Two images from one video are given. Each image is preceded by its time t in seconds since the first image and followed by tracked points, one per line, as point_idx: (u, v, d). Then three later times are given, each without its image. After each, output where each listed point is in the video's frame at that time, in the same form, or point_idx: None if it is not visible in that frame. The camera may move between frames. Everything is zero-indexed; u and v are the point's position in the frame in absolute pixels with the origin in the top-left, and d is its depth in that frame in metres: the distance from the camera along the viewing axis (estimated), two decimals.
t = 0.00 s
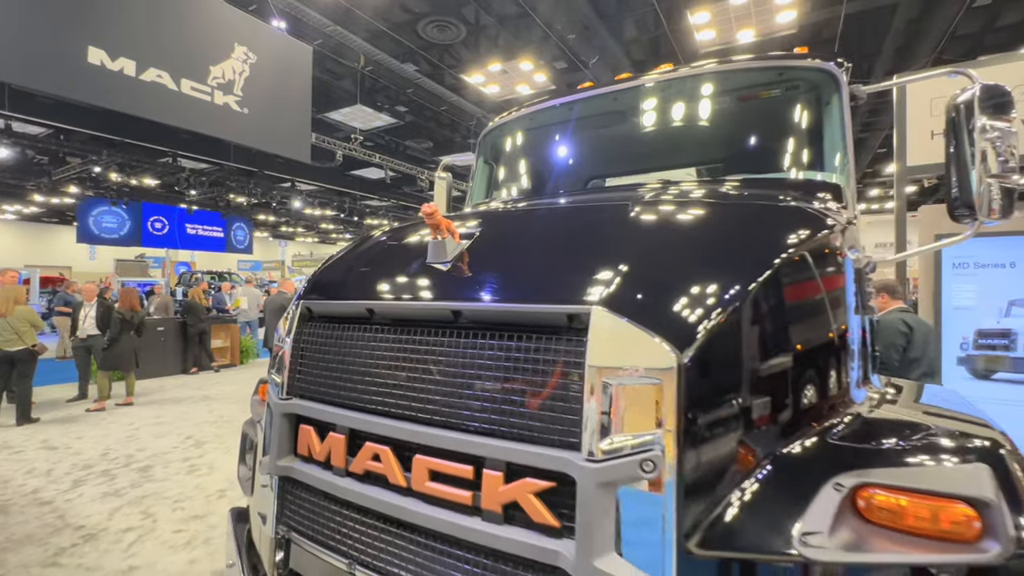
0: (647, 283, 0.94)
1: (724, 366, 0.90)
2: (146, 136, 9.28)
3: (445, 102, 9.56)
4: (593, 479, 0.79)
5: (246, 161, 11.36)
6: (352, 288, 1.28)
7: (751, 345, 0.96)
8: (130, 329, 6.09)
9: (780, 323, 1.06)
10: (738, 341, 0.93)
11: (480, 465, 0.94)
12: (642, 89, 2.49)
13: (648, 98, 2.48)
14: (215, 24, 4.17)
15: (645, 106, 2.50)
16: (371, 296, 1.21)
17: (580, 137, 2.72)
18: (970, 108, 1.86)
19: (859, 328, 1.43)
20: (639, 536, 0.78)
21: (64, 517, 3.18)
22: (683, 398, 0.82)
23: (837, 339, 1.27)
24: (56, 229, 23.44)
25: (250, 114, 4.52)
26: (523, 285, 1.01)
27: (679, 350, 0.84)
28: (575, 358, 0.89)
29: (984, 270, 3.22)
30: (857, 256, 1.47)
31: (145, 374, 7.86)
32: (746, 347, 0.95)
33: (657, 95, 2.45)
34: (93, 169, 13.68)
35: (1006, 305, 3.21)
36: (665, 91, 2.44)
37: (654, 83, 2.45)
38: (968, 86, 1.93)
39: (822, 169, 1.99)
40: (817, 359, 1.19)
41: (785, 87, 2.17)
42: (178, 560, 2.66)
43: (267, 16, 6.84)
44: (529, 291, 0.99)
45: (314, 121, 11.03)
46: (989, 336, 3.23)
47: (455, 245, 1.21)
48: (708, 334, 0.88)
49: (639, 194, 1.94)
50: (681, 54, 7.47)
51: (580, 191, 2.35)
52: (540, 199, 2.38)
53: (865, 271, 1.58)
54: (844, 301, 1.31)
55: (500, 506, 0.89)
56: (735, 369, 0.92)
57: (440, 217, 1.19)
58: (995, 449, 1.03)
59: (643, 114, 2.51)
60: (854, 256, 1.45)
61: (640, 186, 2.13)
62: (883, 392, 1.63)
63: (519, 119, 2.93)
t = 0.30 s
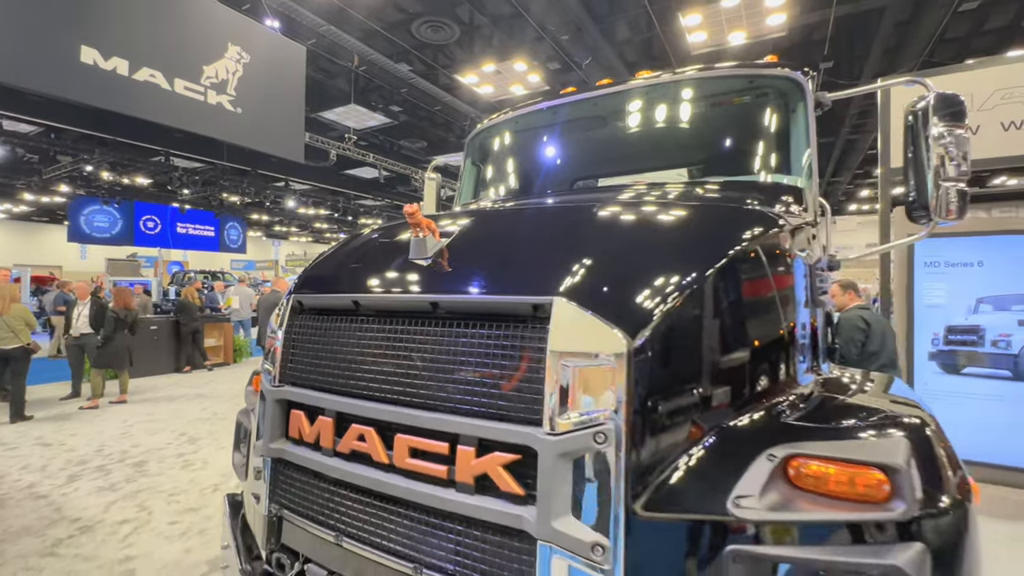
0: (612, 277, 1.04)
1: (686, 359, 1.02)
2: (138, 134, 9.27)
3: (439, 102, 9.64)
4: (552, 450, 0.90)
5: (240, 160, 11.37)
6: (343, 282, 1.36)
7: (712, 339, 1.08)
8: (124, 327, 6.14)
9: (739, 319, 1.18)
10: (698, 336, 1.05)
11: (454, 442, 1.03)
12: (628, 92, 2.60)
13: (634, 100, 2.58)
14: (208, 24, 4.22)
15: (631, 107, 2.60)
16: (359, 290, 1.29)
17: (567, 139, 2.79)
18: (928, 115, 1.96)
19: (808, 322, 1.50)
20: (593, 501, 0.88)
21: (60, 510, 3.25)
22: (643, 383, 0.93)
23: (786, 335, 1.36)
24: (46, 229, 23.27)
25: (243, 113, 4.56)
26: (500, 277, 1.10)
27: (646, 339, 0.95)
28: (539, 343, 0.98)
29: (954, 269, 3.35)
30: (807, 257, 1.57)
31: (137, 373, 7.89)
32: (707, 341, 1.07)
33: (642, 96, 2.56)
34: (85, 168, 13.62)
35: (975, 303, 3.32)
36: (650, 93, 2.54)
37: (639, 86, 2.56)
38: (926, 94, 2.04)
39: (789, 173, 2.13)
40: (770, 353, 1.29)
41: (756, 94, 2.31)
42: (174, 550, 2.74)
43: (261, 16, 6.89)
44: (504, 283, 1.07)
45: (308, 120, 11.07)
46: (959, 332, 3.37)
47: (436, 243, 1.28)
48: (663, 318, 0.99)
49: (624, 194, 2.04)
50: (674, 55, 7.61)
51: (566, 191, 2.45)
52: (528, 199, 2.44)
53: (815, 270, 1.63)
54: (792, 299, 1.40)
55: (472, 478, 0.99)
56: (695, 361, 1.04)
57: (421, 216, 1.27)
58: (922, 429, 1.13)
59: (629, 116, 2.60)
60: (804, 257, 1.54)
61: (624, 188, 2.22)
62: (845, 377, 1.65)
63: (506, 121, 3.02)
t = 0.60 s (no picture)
0: (588, 273, 1.13)
1: (662, 354, 1.12)
2: (134, 134, 9.28)
3: (435, 102, 9.72)
4: (527, 430, 0.99)
5: (236, 160, 11.40)
6: (340, 279, 1.44)
7: (686, 335, 1.18)
8: (122, 326, 6.20)
9: (712, 317, 1.27)
10: (676, 333, 1.16)
11: (441, 426, 1.12)
12: (618, 95, 2.69)
13: (624, 102, 2.67)
14: (206, 23, 4.12)
15: (621, 110, 2.68)
16: (355, 286, 1.37)
17: (559, 140, 2.87)
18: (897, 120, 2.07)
19: (772, 320, 1.58)
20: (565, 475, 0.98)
21: (61, 503, 3.32)
22: (619, 374, 1.04)
23: (751, 333, 1.44)
24: (41, 228, 23.19)
25: (240, 114, 4.46)
26: (486, 272, 1.19)
27: (623, 333, 1.05)
28: (518, 334, 1.08)
29: (933, 269, 3.47)
30: (773, 258, 1.66)
31: (134, 372, 7.93)
32: (683, 338, 1.17)
33: (631, 99, 2.64)
34: (80, 167, 13.60)
35: (952, 301, 3.44)
36: (639, 96, 2.64)
37: (629, 90, 2.65)
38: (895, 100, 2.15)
39: (765, 176, 2.24)
40: (739, 350, 1.38)
41: (734, 100, 2.42)
42: (174, 540, 2.82)
43: (257, 16, 6.93)
44: (489, 278, 1.16)
45: (304, 120, 11.11)
46: (936, 330, 3.47)
47: (425, 242, 1.37)
48: (632, 309, 1.08)
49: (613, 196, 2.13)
50: (669, 56, 7.73)
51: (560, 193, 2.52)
52: (521, 200, 2.52)
53: (782, 269, 1.72)
54: (758, 298, 1.49)
55: (457, 458, 1.08)
56: (671, 356, 1.14)
57: (411, 219, 1.36)
58: (872, 411, 1.22)
59: (619, 118, 2.68)
60: (771, 258, 1.64)
61: (611, 190, 2.31)
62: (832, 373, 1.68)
63: (499, 122, 3.10)
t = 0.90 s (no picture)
0: (573, 269, 1.21)
1: (645, 348, 1.20)
2: (134, 134, 9.33)
3: (434, 102, 9.79)
4: (514, 412, 1.08)
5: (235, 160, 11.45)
6: (340, 275, 1.52)
7: (669, 332, 1.27)
8: (124, 324, 6.25)
9: (693, 314, 1.36)
10: (659, 329, 1.24)
11: (435, 411, 1.21)
12: (611, 98, 2.77)
13: (617, 104, 2.75)
14: (205, 23, 4.13)
15: (614, 111, 2.76)
16: (354, 281, 1.45)
17: (555, 141, 2.94)
18: (876, 126, 2.16)
19: (748, 317, 1.66)
20: (548, 454, 1.07)
21: (66, 496, 3.39)
22: (604, 367, 1.13)
23: (728, 329, 1.52)
24: (38, 228, 23.17)
25: (240, 114, 4.47)
26: (478, 267, 1.27)
27: (607, 328, 1.14)
28: (506, 325, 1.16)
29: (917, 268, 3.58)
30: (750, 257, 1.74)
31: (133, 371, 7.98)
32: (666, 334, 1.26)
33: (624, 101, 2.73)
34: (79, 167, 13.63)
35: (936, 299, 3.55)
36: (632, 98, 2.72)
37: (621, 92, 2.74)
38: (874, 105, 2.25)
39: (749, 177, 2.33)
40: (718, 346, 1.45)
41: (719, 104, 2.53)
42: (178, 531, 2.90)
43: (257, 16, 7.00)
44: (481, 273, 1.24)
45: (303, 120, 11.16)
46: (921, 327, 3.57)
47: (421, 241, 1.45)
48: (614, 302, 1.17)
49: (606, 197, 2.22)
50: (666, 57, 7.82)
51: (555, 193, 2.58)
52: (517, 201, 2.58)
53: (759, 268, 1.80)
54: (735, 297, 1.57)
55: (450, 440, 1.16)
56: (654, 350, 1.22)
57: (408, 218, 1.44)
58: (837, 397, 1.30)
59: (612, 119, 2.76)
60: (748, 257, 1.72)
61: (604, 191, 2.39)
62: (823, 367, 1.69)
63: (494, 124, 3.18)
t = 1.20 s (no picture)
0: (561, 267, 1.30)
1: (630, 344, 1.29)
2: (134, 134, 9.38)
3: (433, 103, 9.87)
4: (503, 399, 1.16)
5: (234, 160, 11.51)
6: (341, 273, 1.60)
7: (654, 329, 1.35)
8: (126, 323, 6.32)
9: (676, 311, 1.44)
10: (644, 326, 1.32)
11: (430, 400, 1.29)
12: (605, 102, 2.86)
13: (611, 107, 2.84)
14: (206, 25, 4.17)
15: (609, 114, 2.84)
16: (355, 277, 1.53)
17: (552, 141, 3.02)
18: (857, 131, 2.22)
19: (729, 315, 1.74)
20: (535, 438, 1.15)
21: (73, 490, 3.47)
22: (591, 361, 1.21)
23: (709, 326, 1.60)
24: (37, 227, 23.19)
25: (240, 114, 4.51)
26: (471, 264, 1.35)
27: (594, 324, 1.23)
28: (497, 318, 1.24)
29: (904, 267, 3.67)
30: (731, 256, 1.82)
31: (135, 369, 8.06)
32: (651, 330, 1.34)
33: (618, 104, 2.82)
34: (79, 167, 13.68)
35: (922, 297, 3.64)
36: (625, 101, 2.81)
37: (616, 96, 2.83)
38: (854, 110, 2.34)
39: (734, 179, 2.42)
40: (699, 342, 1.53)
41: (707, 108, 2.61)
42: (183, 523, 2.98)
43: (257, 17, 7.07)
44: (474, 270, 1.32)
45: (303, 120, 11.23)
46: (908, 324, 3.67)
47: (416, 240, 1.53)
48: (599, 298, 1.25)
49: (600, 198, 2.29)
50: (664, 57, 7.90)
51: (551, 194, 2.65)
52: (513, 202, 2.65)
53: (740, 266, 1.88)
54: (715, 295, 1.66)
55: (444, 426, 1.24)
56: (640, 346, 1.31)
57: (405, 219, 1.52)
58: (809, 386, 1.38)
59: (606, 121, 2.84)
60: (728, 257, 1.80)
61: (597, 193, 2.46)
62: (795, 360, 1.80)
63: (491, 126, 3.27)
